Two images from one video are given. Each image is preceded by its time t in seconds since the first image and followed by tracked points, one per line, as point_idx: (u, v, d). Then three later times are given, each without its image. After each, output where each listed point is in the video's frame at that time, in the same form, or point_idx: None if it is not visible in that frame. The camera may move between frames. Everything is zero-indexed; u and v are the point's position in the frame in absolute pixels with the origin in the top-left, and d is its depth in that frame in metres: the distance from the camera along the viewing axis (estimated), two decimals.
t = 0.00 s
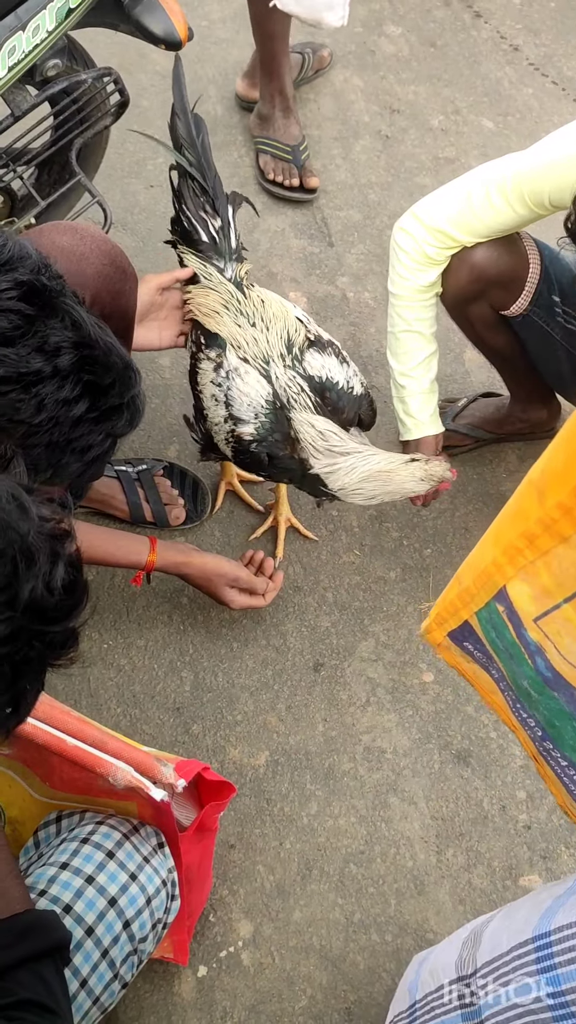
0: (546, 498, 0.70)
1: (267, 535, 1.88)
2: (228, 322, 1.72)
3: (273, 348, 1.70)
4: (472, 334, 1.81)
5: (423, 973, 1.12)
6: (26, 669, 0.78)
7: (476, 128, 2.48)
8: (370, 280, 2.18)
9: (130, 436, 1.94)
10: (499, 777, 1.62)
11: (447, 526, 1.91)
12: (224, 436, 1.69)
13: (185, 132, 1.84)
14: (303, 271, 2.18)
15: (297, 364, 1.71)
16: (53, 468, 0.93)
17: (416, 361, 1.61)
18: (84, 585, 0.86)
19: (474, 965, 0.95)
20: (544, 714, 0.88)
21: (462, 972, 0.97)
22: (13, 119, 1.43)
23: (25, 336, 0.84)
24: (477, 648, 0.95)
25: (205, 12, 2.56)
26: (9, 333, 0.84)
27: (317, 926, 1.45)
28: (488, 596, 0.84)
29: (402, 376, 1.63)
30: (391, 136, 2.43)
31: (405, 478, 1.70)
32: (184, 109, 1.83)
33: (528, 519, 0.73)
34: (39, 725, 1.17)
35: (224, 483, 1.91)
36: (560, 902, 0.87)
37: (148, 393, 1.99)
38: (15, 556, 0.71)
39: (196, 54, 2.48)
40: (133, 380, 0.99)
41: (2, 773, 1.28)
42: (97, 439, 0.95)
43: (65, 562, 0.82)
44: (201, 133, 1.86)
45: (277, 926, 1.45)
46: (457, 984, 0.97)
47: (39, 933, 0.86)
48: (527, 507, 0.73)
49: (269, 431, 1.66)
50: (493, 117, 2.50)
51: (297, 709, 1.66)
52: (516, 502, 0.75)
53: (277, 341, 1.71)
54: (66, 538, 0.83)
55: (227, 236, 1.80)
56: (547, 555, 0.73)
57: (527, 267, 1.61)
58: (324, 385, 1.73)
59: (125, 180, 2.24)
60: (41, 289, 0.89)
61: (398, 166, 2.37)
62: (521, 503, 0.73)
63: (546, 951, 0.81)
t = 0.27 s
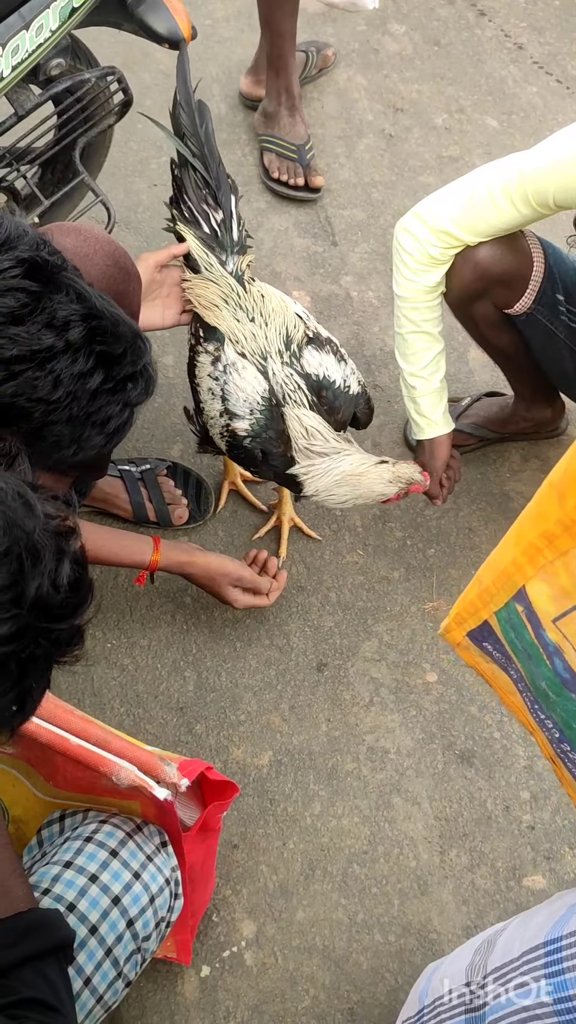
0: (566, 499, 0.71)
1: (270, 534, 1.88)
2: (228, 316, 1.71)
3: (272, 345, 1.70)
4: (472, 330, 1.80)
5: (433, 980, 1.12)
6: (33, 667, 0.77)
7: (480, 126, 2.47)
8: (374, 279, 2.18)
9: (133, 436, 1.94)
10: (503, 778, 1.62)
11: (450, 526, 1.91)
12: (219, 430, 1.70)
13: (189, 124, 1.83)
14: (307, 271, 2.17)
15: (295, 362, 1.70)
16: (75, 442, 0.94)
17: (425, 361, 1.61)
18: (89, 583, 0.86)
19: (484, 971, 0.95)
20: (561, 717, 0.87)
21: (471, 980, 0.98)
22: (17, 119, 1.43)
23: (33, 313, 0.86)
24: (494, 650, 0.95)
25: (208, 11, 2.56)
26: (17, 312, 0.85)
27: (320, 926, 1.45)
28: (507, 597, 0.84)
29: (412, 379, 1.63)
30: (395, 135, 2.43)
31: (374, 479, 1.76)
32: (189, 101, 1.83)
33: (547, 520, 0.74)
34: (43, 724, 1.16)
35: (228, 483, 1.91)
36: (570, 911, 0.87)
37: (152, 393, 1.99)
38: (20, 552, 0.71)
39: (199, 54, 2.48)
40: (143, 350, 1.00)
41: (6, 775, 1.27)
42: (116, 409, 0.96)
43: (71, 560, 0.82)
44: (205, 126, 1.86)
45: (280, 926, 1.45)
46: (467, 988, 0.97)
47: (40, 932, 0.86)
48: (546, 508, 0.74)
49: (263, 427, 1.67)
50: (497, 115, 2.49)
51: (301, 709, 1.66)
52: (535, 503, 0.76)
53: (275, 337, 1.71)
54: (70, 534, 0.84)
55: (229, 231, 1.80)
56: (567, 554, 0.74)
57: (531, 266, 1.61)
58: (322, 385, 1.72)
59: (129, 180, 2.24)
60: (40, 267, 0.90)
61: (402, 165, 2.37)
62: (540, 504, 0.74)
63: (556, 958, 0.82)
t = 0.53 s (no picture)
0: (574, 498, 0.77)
1: (273, 534, 1.88)
2: (226, 311, 1.71)
3: (270, 341, 1.70)
4: (474, 329, 1.80)
5: (435, 979, 1.12)
6: (36, 664, 0.78)
7: (484, 126, 2.47)
8: (378, 279, 2.18)
9: (137, 435, 1.94)
10: (506, 778, 1.62)
11: (454, 526, 1.91)
12: (216, 423, 1.70)
13: (189, 121, 1.82)
14: (310, 270, 2.17)
15: (293, 359, 1.71)
16: (109, 377, 1.07)
17: (416, 360, 1.58)
18: (93, 578, 0.87)
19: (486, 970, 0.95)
20: (569, 714, 0.92)
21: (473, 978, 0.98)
22: (21, 119, 1.43)
23: (45, 263, 0.97)
24: (503, 648, 0.99)
25: (212, 11, 2.56)
26: (30, 264, 0.97)
27: (323, 926, 1.45)
28: (515, 596, 0.90)
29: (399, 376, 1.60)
30: (398, 134, 2.43)
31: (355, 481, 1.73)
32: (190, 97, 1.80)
33: (556, 520, 0.81)
34: (47, 725, 1.16)
35: (231, 482, 1.91)
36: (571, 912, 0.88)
37: (155, 392, 1.99)
38: (22, 547, 0.74)
39: (203, 53, 2.48)
40: (151, 280, 1.11)
41: (10, 775, 1.27)
42: (139, 340, 1.08)
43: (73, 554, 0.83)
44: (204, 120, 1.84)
45: (283, 925, 1.45)
46: (469, 986, 0.97)
47: (45, 931, 0.86)
48: (555, 508, 0.80)
49: (260, 422, 1.68)
50: (501, 115, 2.49)
51: (304, 709, 1.66)
52: (544, 504, 0.82)
53: (274, 333, 1.71)
54: (72, 529, 0.86)
55: (230, 228, 1.81)
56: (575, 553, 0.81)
57: (534, 266, 1.62)
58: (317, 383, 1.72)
59: (132, 179, 2.24)
60: (42, 224, 1.01)
61: (405, 165, 2.37)
62: (550, 504, 0.81)
63: (558, 960, 0.82)
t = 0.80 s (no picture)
0: (557, 504, 0.70)
1: (275, 534, 1.88)
2: (230, 311, 1.72)
3: (271, 344, 1.70)
4: (475, 329, 1.79)
5: (428, 981, 1.11)
6: (35, 665, 0.78)
7: (487, 125, 2.46)
8: (380, 278, 2.18)
9: (139, 435, 1.94)
10: (508, 778, 1.61)
11: (456, 525, 1.91)
12: (211, 424, 1.69)
13: (196, 121, 1.84)
14: (313, 270, 2.17)
15: (292, 363, 1.71)
16: (125, 341, 1.08)
17: (415, 360, 1.58)
18: (92, 578, 0.87)
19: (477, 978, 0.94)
20: (555, 722, 0.87)
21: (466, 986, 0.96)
22: (23, 119, 1.43)
23: (53, 229, 1.00)
24: (490, 654, 0.95)
25: (215, 11, 2.56)
26: (39, 231, 0.99)
27: (325, 926, 1.45)
28: (500, 602, 0.84)
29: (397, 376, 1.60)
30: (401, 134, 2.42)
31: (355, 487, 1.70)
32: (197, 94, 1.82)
33: (537, 525, 0.74)
34: (48, 725, 1.16)
35: (232, 482, 1.91)
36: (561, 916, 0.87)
37: (157, 392, 1.99)
38: (19, 547, 0.73)
39: (206, 53, 2.48)
40: (157, 240, 1.14)
41: (11, 775, 1.27)
42: (150, 302, 1.09)
43: (72, 554, 0.83)
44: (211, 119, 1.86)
45: (285, 925, 1.45)
46: (459, 991, 0.97)
47: (47, 932, 0.86)
48: (535, 514, 0.74)
49: (253, 426, 1.67)
50: (504, 114, 2.49)
51: (306, 709, 1.66)
52: (525, 508, 0.76)
53: (275, 336, 1.71)
54: (71, 529, 0.85)
55: (236, 226, 1.80)
56: (557, 561, 0.74)
57: (537, 266, 1.61)
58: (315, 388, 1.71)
59: (135, 179, 2.24)
60: (46, 193, 1.04)
61: (408, 165, 2.37)
62: (531, 508, 0.74)
63: (548, 963, 0.81)
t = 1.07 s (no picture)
0: (531, 520, 0.70)
1: (276, 535, 1.88)
2: (238, 329, 1.71)
3: (281, 366, 1.69)
4: (476, 331, 1.79)
5: (416, 986, 1.11)
6: (36, 663, 0.78)
7: (488, 127, 2.47)
8: (381, 280, 2.18)
9: (140, 436, 1.94)
10: (509, 779, 1.61)
11: (457, 527, 1.91)
12: (222, 445, 1.72)
13: (214, 126, 1.83)
14: (313, 272, 2.18)
15: (302, 383, 1.70)
16: (132, 343, 1.08)
17: (417, 362, 1.63)
18: (93, 576, 0.87)
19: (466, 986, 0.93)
20: (535, 735, 0.86)
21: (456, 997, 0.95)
22: (24, 122, 1.44)
23: (60, 231, 1.00)
24: (466, 668, 0.94)
25: (216, 13, 2.56)
26: (47, 232, 0.99)
27: (326, 927, 1.45)
28: (475, 618, 0.83)
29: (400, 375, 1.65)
30: (402, 136, 2.43)
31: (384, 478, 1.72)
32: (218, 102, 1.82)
33: (512, 542, 0.74)
34: (50, 724, 1.17)
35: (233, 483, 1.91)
36: (551, 924, 0.87)
37: (158, 393, 1.99)
38: (19, 545, 0.74)
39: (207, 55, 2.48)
40: (164, 245, 1.14)
41: (13, 775, 1.28)
42: (158, 305, 1.10)
43: (72, 551, 0.83)
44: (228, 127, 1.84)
45: (286, 926, 1.45)
46: (448, 997, 0.97)
47: (51, 930, 0.86)
48: (510, 530, 0.73)
49: (268, 451, 1.69)
50: (505, 116, 2.49)
51: (307, 710, 1.66)
52: (499, 522, 0.75)
53: (285, 357, 1.70)
54: (71, 527, 0.86)
55: (246, 234, 1.80)
56: (531, 578, 0.73)
57: (536, 268, 1.61)
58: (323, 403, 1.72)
59: (136, 181, 2.25)
60: (55, 196, 1.04)
61: (409, 167, 2.37)
62: (506, 524, 0.73)
63: (536, 974, 0.81)
